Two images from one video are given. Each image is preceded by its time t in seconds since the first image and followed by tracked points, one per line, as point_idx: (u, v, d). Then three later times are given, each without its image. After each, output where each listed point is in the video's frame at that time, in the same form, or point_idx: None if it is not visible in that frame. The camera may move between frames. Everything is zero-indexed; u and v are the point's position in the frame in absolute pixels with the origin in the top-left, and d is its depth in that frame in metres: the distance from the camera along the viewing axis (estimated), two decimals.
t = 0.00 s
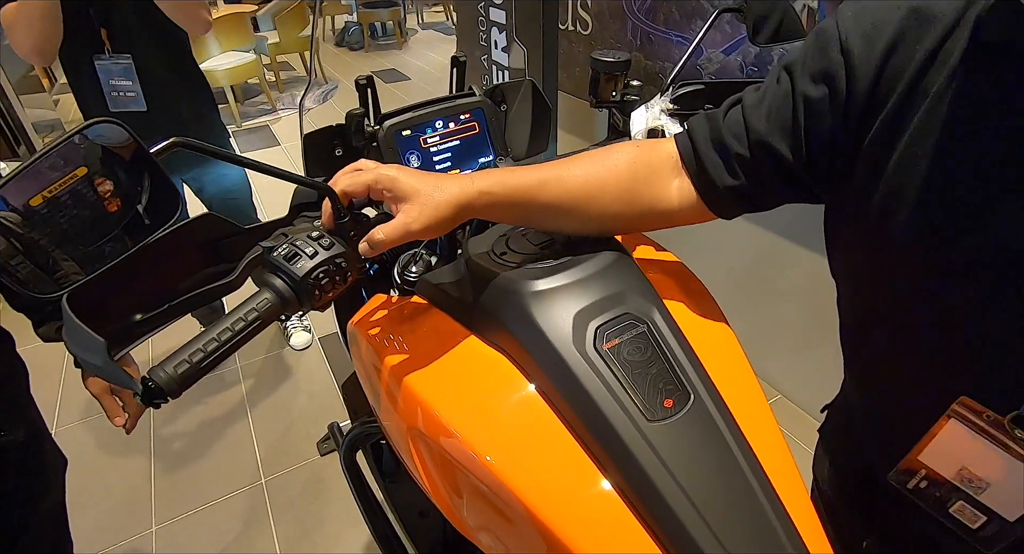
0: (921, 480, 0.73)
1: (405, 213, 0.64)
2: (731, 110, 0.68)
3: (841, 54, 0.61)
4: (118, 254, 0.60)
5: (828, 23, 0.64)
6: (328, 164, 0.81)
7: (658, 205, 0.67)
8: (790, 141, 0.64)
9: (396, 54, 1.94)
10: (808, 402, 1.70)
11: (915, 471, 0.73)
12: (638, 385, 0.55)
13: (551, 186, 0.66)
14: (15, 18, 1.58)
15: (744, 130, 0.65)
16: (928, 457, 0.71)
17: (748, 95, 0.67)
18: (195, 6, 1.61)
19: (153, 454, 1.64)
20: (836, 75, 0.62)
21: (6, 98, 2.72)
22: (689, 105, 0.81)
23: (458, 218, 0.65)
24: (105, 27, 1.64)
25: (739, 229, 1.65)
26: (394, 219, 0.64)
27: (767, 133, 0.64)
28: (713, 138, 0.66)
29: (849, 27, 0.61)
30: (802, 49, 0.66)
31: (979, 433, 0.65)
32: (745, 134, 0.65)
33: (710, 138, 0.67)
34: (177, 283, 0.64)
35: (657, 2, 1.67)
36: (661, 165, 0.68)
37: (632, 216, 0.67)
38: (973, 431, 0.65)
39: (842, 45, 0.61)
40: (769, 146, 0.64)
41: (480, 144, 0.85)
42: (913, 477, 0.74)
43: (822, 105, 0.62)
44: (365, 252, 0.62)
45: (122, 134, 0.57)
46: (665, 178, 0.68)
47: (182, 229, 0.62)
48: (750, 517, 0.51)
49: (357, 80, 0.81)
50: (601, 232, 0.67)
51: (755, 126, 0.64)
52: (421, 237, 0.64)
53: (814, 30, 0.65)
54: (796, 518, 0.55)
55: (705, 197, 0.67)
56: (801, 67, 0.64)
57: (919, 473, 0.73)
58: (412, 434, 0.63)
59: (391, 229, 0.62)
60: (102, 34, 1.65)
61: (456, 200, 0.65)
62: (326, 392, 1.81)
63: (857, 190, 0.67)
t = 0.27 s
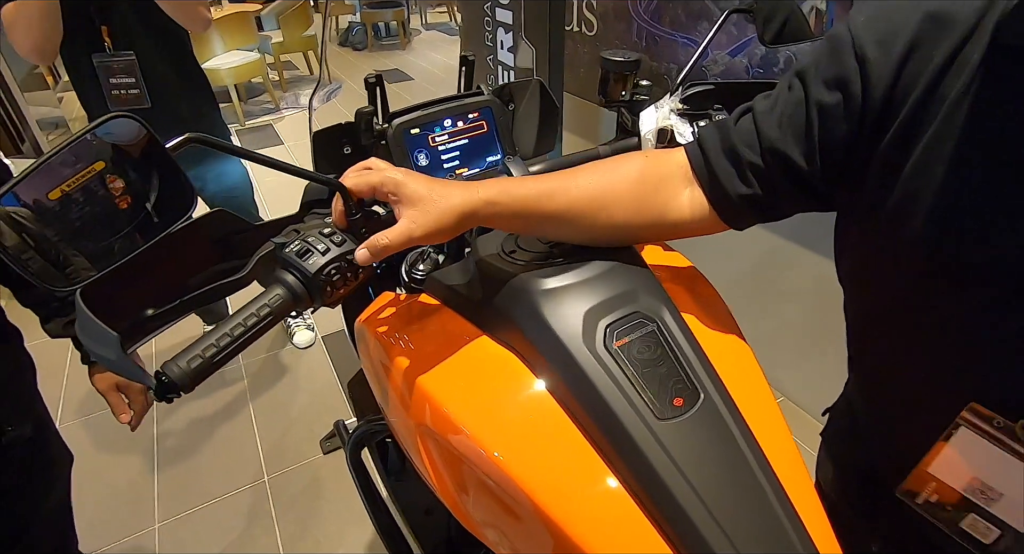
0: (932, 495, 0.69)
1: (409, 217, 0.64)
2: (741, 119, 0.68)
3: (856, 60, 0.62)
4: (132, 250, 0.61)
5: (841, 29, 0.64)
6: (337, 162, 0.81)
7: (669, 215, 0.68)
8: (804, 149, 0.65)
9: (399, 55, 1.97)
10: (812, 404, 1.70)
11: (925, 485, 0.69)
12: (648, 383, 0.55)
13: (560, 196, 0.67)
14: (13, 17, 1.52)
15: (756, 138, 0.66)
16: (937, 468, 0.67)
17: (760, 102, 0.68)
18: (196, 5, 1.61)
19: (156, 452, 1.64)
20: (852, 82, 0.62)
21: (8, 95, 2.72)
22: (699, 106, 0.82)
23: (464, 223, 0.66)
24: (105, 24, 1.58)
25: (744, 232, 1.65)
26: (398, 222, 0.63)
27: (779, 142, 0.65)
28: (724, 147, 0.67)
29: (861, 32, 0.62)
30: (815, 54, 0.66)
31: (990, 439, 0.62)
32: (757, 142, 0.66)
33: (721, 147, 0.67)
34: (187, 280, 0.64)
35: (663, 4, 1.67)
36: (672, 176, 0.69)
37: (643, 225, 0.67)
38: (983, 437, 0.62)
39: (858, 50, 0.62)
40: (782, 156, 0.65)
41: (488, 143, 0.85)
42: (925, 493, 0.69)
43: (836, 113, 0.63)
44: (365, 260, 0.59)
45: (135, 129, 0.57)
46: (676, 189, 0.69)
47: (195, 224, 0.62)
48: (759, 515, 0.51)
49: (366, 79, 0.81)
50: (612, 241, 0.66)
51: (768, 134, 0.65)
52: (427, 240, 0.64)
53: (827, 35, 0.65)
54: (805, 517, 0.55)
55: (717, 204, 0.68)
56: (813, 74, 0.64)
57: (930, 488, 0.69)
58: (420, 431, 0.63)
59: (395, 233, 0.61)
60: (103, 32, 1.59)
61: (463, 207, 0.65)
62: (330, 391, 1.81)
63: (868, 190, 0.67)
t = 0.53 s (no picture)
0: (976, 515, 0.66)
1: (417, 228, 0.63)
2: (766, 115, 0.66)
3: (892, 57, 0.61)
4: (142, 249, 0.60)
5: (874, 24, 0.63)
6: (344, 161, 0.81)
7: (684, 219, 0.67)
8: (835, 149, 0.64)
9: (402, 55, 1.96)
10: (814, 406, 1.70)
11: (966, 505, 0.66)
12: (654, 381, 0.56)
13: (569, 206, 0.66)
14: (17, 21, 1.51)
15: (785, 138, 0.64)
16: (974, 487, 0.64)
17: (786, 100, 0.66)
18: (197, 5, 1.63)
19: (160, 449, 1.65)
20: (887, 81, 0.61)
21: (15, 94, 2.73)
22: (706, 107, 0.82)
23: (473, 241, 0.64)
24: (108, 22, 1.60)
25: (749, 235, 1.66)
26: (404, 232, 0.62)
27: (810, 142, 0.63)
28: (749, 147, 0.65)
29: (895, 29, 0.61)
30: (845, 50, 0.65)
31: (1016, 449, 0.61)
32: (786, 141, 0.64)
33: (746, 147, 0.65)
34: (196, 276, 0.65)
35: (669, 4, 1.67)
36: (686, 180, 0.68)
37: (657, 230, 0.66)
38: (1009, 449, 0.61)
39: (893, 47, 0.61)
40: (812, 155, 0.63)
41: (495, 143, 0.86)
42: (968, 513, 0.66)
43: (870, 111, 0.62)
44: (368, 262, 0.60)
45: (150, 127, 0.58)
46: (689, 192, 0.67)
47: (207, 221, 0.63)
48: (764, 512, 0.52)
49: (374, 78, 0.82)
50: (623, 248, 0.66)
51: (798, 133, 0.63)
52: (432, 252, 0.64)
53: (858, 31, 0.64)
54: (809, 513, 0.55)
55: (739, 204, 0.66)
56: (845, 71, 0.63)
57: (971, 507, 0.66)
58: (427, 428, 0.64)
59: (404, 243, 0.61)
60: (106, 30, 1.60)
61: (473, 220, 0.64)
62: (333, 389, 1.81)
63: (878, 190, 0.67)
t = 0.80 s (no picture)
0: (941, 498, 0.76)
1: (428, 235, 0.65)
2: (767, 126, 0.68)
3: (887, 69, 0.62)
4: (157, 250, 0.62)
5: (871, 38, 0.65)
6: (353, 167, 0.83)
7: (685, 227, 0.68)
8: (834, 158, 0.65)
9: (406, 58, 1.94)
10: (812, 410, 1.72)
11: (933, 489, 0.77)
12: (653, 380, 0.58)
13: (573, 213, 0.67)
14: (25, 26, 1.54)
15: (785, 147, 0.66)
16: (946, 473, 0.74)
17: (787, 111, 0.68)
18: (197, 9, 1.63)
19: (164, 448, 1.67)
20: (883, 92, 0.62)
21: (20, 95, 2.76)
22: (704, 116, 0.83)
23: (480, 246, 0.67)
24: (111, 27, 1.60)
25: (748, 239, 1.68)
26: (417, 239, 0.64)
27: (810, 151, 0.64)
28: (750, 156, 0.67)
29: (890, 43, 0.63)
30: (843, 64, 0.66)
31: (995, 446, 0.68)
32: (786, 150, 0.65)
33: (747, 156, 0.67)
34: (212, 277, 0.68)
35: (669, 12, 1.69)
36: (687, 188, 0.70)
37: (658, 238, 0.68)
38: (988, 445, 0.69)
39: (888, 60, 0.62)
40: (811, 164, 0.65)
41: (499, 149, 0.88)
42: (933, 496, 0.77)
43: (868, 120, 0.63)
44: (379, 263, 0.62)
45: (168, 130, 0.60)
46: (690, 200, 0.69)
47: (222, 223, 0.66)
48: (757, 506, 0.54)
49: (382, 85, 0.84)
50: (625, 255, 0.68)
51: (798, 142, 0.65)
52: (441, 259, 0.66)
53: (855, 46, 0.66)
54: (801, 508, 0.57)
55: (740, 211, 0.68)
56: (843, 83, 0.65)
57: (938, 490, 0.76)
58: (433, 427, 0.66)
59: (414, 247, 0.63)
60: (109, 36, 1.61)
61: (479, 228, 0.66)
62: (335, 390, 1.83)
63: (871, 196, 0.69)
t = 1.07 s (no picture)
0: (934, 506, 0.71)
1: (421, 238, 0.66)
2: (753, 139, 0.71)
3: (867, 86, 0.65)
4: (153, 255, 0.62)
5: (852, 56, 0.67)
6: (350, 173, 0.85)
7: (674, 235, 0.70)
8: (817, 172, 0.67)
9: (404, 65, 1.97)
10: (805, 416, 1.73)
11: (926, 497, 0.71)
12: (643, 382, 0.59)
13: (566, 218, 0.69)
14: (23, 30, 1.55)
15: (769, 161, 0.69)
16: (937, 480, 0.69)
17: (772, 125, 0.70)
18: (196, 17, 1.65)
19: (159, 451, 1.67)
20: (862, 109, 0.65)
21: (19, 99, 2.77)
22: (695, 124, 0.85)
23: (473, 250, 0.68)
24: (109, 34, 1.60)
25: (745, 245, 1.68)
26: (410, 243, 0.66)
27: (793, 165, 0.67)
28: (736, 168, 0.70)
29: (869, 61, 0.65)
30: (825, 80, 0.69)
31: (986, 451, 0.64)
32: (770, 163, 0.68)
33: (733, 168, 0.70)
34: (208, 280, 0.68)
35: (664, 21, 1.71)
36: (676, 198, 0.72)
37: (648, 244, 0.70)
38: (978, 449, 0.64)
39: (868, 78, 0.65)
40: (794, 177, 0.67)
41: (494, 156, 0.89)
42: (927, 503, 0.71)
43: (848, 136, 0.66)
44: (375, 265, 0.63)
45: (171, 138, 0.61)
46: (679, 210, 0.71)
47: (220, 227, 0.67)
48: (744, 505, 0.55)
49: (378, 92, 0.85)
50: (615, 261, 0.69)
51: (781, 156, 0.68)
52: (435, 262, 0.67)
53: (837, 63, 0.68)
54: (788, 508, 0.59)
55: (727, 220, 0.70)
56: (825, 99, 0.67)
57: (931, 498, 0.71)
58: (427, 428, 0.67)
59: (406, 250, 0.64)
60: (107, 42, 1.61)
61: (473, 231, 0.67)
62: (330, 394, 1.83)
63: (856, 205, 0.71)
